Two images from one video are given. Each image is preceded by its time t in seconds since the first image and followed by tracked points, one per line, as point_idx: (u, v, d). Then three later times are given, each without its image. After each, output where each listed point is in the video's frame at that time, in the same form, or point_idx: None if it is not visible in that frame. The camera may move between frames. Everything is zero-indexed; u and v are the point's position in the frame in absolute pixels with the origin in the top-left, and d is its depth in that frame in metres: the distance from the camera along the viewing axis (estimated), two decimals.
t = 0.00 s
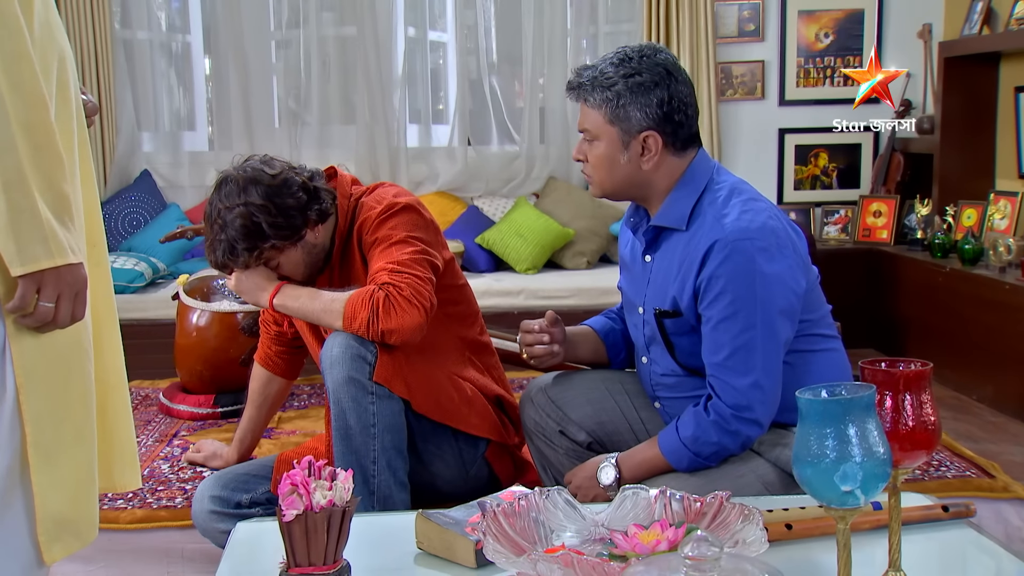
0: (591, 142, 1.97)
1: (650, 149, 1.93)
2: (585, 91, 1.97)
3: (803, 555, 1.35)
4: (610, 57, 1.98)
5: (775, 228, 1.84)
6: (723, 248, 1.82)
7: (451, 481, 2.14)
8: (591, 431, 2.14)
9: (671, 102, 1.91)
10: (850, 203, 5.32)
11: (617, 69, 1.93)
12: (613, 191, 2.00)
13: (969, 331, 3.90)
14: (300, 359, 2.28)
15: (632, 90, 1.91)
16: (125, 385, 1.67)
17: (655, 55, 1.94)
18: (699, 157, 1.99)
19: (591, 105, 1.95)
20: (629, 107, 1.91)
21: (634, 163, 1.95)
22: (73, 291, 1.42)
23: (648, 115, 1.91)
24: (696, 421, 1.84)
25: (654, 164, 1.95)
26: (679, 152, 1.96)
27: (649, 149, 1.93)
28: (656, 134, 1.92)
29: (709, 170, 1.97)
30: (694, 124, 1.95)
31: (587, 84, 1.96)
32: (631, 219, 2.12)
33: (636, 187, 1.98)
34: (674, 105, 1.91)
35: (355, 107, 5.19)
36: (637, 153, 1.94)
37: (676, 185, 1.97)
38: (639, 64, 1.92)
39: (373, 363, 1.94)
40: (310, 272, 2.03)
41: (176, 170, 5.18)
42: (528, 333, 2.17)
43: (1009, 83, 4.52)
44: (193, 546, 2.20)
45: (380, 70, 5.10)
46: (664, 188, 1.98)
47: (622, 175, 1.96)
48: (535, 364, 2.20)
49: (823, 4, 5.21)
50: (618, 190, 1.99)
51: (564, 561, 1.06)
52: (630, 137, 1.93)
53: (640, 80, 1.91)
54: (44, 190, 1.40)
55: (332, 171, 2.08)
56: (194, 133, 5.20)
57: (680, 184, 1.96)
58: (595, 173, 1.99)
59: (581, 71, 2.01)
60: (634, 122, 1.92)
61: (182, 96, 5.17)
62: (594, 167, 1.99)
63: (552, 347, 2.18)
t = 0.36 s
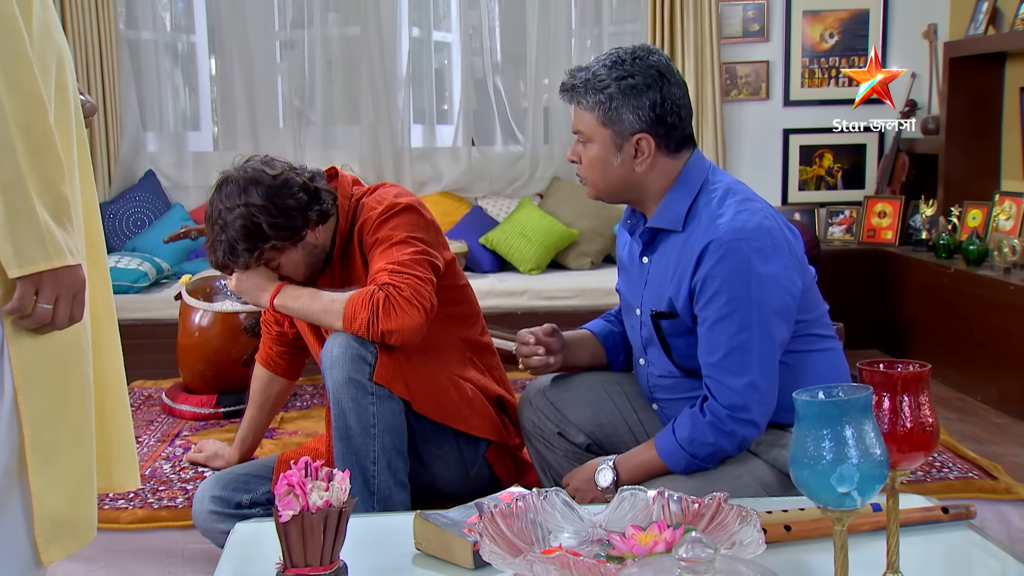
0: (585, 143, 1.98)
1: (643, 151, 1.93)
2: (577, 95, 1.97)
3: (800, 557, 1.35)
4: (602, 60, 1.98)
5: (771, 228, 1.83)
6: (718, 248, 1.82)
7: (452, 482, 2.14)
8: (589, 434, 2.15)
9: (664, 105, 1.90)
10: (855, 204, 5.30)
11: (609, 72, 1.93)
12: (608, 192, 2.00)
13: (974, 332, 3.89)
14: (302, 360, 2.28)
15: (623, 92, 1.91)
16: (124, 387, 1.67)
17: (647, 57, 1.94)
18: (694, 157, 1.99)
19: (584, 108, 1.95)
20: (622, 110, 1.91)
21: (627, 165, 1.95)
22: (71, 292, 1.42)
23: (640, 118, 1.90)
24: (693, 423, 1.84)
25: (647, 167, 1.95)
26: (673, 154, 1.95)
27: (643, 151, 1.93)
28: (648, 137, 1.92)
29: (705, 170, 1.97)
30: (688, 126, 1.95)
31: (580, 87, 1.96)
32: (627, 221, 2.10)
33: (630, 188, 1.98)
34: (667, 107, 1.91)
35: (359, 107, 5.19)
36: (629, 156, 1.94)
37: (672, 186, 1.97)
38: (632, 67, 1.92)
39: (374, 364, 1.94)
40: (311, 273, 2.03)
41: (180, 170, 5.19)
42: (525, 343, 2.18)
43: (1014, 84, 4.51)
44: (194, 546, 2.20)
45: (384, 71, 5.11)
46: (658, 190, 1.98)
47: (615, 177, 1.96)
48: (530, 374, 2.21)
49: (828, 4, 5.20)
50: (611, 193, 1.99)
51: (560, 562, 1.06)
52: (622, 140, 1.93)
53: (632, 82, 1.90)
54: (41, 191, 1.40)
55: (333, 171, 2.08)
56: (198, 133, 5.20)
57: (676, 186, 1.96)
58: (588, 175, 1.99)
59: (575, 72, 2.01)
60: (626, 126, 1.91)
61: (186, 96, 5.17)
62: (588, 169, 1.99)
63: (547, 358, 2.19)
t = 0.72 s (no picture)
0: (578, 145, 1.98)
1: (635, 151, 1.94)
2: (570, 95, 1.97)
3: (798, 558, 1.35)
4: (595, 61, 1.99)
5: (764, 229, 1.83)
6: (711, 251, 1.82)
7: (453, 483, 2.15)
8: (589, 435, 2.15)
9: (657, 105, 1.91)
10: (860, 204, 5.28)
11: (601, 73, 1.94)
12: (599, 195, 2.00)
13: (979, 333, 3.88)
14: (304, 360, 2.29)
15: (617, 92, 1.91)
16: (123, 387, 1.68)
17: (640, 57, 1.95)
18: (686, 160, 1.99)
19: (577, 108, 1.96)
20: (614, 110, 1.92)
21: (619, 167, 1.96)
22: (69, 292, 1.42)
23: (633, 118, 1.91)
24: (693, 425, 1.84)
25: (640, 167, 1.96)
26: (666, 153, 1.96)
27: (635, 152, 1.94)
28: (641, 137, 1.93)
29: (696, 173, 1.97)
30: (679, 128, 1.96)
31: (572, 88, 1.97)
32: (621, 224, 2.12)
33: (623, 190, 1.99)
34: (660, 108, 1.92)
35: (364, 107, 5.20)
36: (622, 157, 1.95)
37: (665, 189, 1.98)
38: (624, 67, 1.93)
39: (375, 364, 1.95)
40: (313, 273, 2.03)
41: (185, 170, 5.21)
42: (526, 347, 2.16)
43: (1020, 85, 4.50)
44: (195, 546, 2.20)
45: (389, 72, 5.11)
46: (652, 193, 1.99)
47: (608, 178, 1.97)
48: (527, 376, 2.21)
49: (833, 4, 5.19)
50: (604, 194, 2.00)
51: (556, 564, 1.06)
52: (615, 140, 1.94)
53: (625, 82, 1.91)
54: (39, 191, 1.41)
55: (334, 171, 2.09)
56: (203, 134, 5.22)
57: (669, 188, 1.97)
58: (581, 177, 2.00)
59: (566, 75, 2.02)
60: (619, 125, 1.92)
61: (190, 96, 5.19)
62: (581, 171, 2.00)
63: (547, 363, 2.18)
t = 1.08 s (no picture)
0: (575, 145, 1.98)
1: (632, 150, 1.94)
2: (567, 95, 1.98)
3: (799, 560, 1.35)
4: (592, 61, 2.00)
5: (761, 229, 1.83)
6: (708, 251, 1.82)
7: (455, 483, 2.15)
8: (590, 436, 2.15)
9: (653, 104, 1.92)
10: (867, 205, 5.27)
11: (598, 72, 1.95)
12: (598, 194, 2.00)
13: (986, 335, 3.87)
14: (307, 359, 2.28)
15: (613, 91, 1.92)
16: (123, 387, 1.68)
17: (637, 57, 1.96)
18: (684, 160, 2.00)
19: (574, 108, 1.96)
20: (611, 109, 1.92)
21: (617, 166, 1.96)
22: (67, 292, 1.43)
23: (629, 117, 1.91)
24: (692, 426, 1.84)
25: (637, 167, 1.96)
26: (662, 154, 1.96)
27: (632, 150, 1.94)
28: (638, 135, 1.93)
29: (693, 174, 1.97)
30: (677, 127, 1.96)
31: (569, 88, 1.98)
32: (620, 225, 2.12)
33: (621, 190, 1.99)
34: (656, 107, 1.92)
35: (370, 107, 5.20)
36: (618, 155, 1.95)
37: (661, 190, 1.98)
38: (621, 66, 1.94)
39: (377, 364, 1.95)
40: (315, 271, 2.03)
41: (192, 169, 5.22)
42: (527, 353, 2.21)
43: None
44: (198, 546, 2.21)
45: (396, 72, 5.11)
46: (648, 194, 1.99)
47: (605, 178, 1.97)
48: (525, 378, 2.26)
49: (840, 4, 5.17)
50: (602, 194, 2.00)
51: (555, 564, 1.06)
52: (612, 139, 1.94)
53: (622, 81, 1.92)
54: (38, 192, 1.41)
55: (336, 171, 2.08)
56: (210, 133, 5.23)
57: (665, 189, 1.97)
58: (579, 177, 2.00)
59: (564, 75, 2.02)
60: (615, 124, 1.92)
61: (197, 96, 5.20)
62: (579, 171, 1.99)
63: (548, 369, 2.22)
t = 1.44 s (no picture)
0: (580, 136, 1.99)
1: (635, 146, 1.95)
2: (577, 85, 1.99)
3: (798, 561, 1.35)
4: (605, 53, 2.00)
5: (763, 229, 1.83)
6: (709, 250, 1.82)
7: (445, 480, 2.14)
8: (591, 437, 2.16)
9: (660, 101, 1.92)
10: (874, 206, 5.25)
11: (609, 64, 1.95)
12: (601, 187, 2.01)
13: (992, 336, 3.86)
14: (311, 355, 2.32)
15: (621, 84, 1.93)
16: (122, 386, 1.69)
17: (649, 53, 1.96)
18: (689, 159, 2.00)
19: (582, 98, 1.97)
20: (618, 102, 1.93)
21: (619, 160, 1.96)
22: (65, 292, 1.43)
23: (635, 112, 1.92)
24: (691, 426, 1.84)
25: (639, 162, 1.96)
26: (667, 152, 1.97)
27: (635, 146, 1.94)
28: (642, 131, 1.93)
29: (698, 171, 1.98)
30: (684, 126, 1.96)
31: (580, 77, 1.99)
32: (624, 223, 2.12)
33: (622, 184, 2.00)
34: (663, 104, 1.92)
35: (375, 107, 5.21)
36: (622, 149, 1.95)
37: (665, 185, 1.99)
38: (632, 61, 1.94)
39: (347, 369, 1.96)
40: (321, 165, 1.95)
41: (198, 170, 5.24)
42: (518, 360, 2.20)
43: None
44: (200, 546, 2.22)
45: (401, 73, 5.12)
46: (652, 189, 2.00)
47: (608, 171, 1.97)
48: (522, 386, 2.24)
49: (846, 4, 5.16)
50: (604, 187, 2.00)
51: (552, 566, 1.06)
52: (616, 132, 1.94)
53: (631, 75, 1.92)
54: (35, 191, 1.42)
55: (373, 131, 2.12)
56: (217, 134, 5.25)
57: (669, 184, 1.97)
58: (582, 168, 2.01)
59: (578, 64, 2.03)
60: (621, 118, 1.93)
61: (204, 97, 5.21)
62: (582, 163, 2.00)
63: (542, 372, 2.22)
